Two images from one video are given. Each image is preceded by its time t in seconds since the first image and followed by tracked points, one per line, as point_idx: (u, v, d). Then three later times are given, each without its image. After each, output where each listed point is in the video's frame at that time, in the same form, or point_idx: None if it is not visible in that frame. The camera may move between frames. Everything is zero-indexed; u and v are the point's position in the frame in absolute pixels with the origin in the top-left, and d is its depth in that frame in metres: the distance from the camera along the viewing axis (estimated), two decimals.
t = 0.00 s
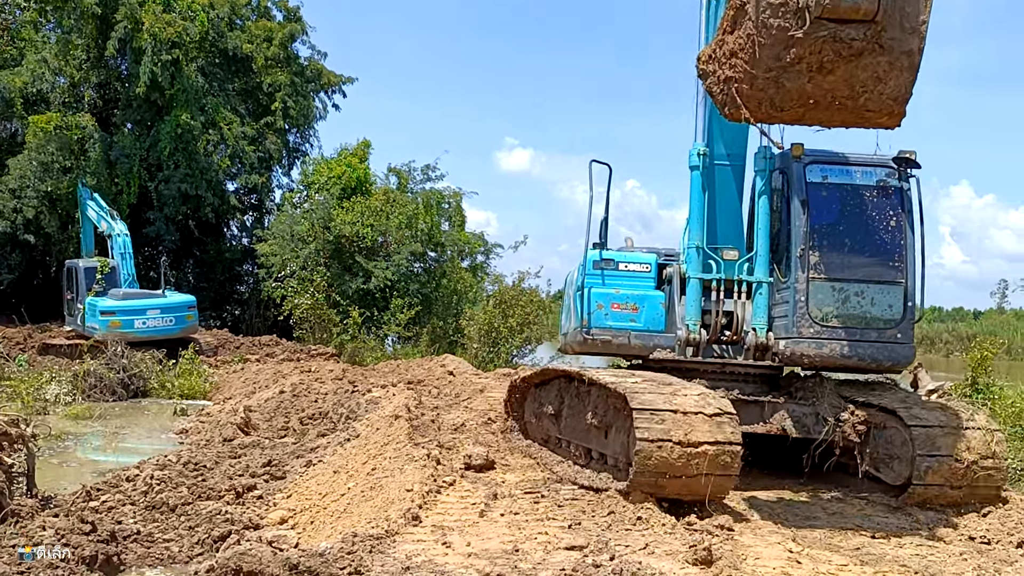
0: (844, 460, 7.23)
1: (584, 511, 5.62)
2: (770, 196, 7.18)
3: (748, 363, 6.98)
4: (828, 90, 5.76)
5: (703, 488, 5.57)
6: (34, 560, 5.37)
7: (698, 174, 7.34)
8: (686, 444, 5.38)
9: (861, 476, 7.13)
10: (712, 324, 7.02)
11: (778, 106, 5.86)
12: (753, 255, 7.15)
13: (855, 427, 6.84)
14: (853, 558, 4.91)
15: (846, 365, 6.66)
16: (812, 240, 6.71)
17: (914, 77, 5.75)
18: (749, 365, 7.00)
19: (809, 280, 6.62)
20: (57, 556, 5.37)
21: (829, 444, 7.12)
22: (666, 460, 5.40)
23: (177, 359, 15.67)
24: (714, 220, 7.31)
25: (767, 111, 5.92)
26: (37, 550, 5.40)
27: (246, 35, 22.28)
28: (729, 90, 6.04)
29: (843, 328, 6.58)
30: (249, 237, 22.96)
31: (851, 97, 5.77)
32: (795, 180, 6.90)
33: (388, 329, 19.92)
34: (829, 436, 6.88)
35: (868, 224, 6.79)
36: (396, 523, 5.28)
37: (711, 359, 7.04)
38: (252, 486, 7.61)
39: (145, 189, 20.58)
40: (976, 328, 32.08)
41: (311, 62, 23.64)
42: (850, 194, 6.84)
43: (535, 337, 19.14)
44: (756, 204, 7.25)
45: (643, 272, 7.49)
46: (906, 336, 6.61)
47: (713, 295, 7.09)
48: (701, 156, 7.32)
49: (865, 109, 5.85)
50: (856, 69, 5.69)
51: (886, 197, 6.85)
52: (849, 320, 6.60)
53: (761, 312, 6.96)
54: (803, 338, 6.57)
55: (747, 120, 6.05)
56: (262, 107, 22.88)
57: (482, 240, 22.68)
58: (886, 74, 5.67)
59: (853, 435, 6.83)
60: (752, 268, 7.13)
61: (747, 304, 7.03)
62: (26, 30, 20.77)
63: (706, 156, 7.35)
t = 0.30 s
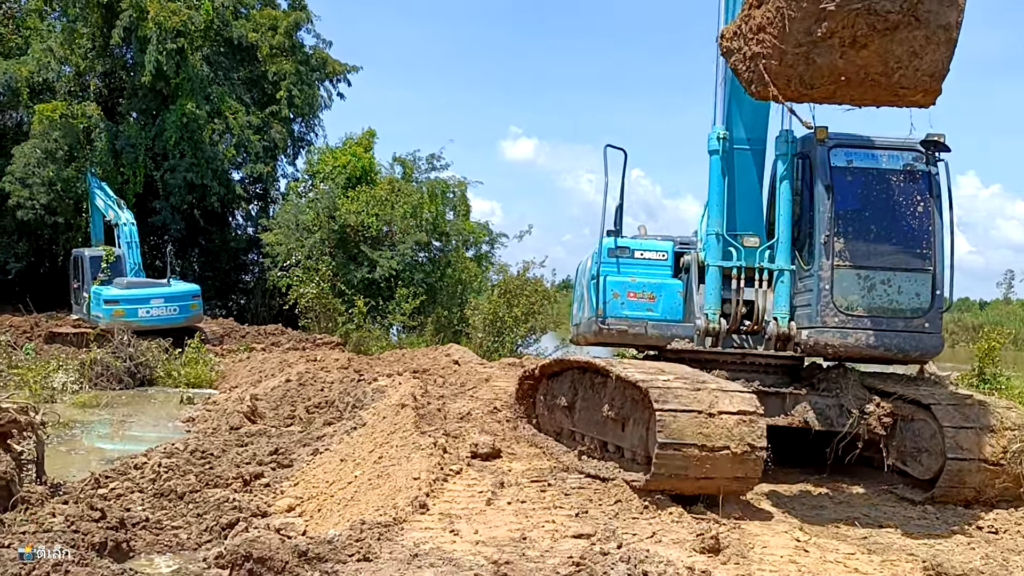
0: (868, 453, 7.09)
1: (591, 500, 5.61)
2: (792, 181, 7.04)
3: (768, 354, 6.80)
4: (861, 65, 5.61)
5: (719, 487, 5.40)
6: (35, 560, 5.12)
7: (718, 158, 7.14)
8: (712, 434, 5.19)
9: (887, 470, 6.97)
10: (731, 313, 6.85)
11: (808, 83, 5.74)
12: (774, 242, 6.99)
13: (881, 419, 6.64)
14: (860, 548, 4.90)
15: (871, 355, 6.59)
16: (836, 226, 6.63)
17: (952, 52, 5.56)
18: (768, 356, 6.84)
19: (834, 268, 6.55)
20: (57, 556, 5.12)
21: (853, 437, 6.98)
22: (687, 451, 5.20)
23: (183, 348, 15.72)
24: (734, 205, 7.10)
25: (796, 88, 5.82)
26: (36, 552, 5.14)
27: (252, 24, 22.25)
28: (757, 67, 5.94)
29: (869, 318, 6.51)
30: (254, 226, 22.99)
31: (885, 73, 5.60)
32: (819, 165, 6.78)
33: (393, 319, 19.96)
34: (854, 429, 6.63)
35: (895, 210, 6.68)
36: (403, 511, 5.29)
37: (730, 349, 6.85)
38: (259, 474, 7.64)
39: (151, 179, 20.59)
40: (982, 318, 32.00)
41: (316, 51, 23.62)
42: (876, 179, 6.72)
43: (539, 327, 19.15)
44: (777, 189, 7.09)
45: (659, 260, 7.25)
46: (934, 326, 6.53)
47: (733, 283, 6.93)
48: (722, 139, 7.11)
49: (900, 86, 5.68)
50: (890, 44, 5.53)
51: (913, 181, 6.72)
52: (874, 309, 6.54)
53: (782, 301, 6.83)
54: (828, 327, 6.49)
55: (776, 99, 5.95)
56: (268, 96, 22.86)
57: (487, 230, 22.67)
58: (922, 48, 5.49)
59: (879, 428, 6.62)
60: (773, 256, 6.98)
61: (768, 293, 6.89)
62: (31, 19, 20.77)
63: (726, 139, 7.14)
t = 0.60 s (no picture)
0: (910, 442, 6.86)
1: (611, 484, 5.62)
2: (830, 159, 6.80)
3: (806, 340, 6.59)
4: (917, 33, 5.13)
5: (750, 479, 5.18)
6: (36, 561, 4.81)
7: (754, 135, 6.91)
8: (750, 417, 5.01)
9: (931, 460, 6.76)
10: (768, 297, 6.67)
11: (858, 53, 5.27)
12: (812, 224, 6.79)
13: (926, 407, 6.39)
14: (884, 533, 4.87)
15: (915, 341, 6.38)
16: (880, 206, 6.42)
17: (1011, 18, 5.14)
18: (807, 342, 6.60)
19: (876, 250, 6.34)
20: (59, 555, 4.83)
21: (895, 427, 6.73)
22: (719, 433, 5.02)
23: (202, 331, 15.83)
24: (769, 184, 6.88)
25: (847, 59, 5.33)
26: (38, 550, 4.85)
27: (269, 7, 22.25)
28: (804, 36, 5.42)
29: (913, 302, 6.30)
30: (272, 210, 23.08)
31: (942, 41, 5.13)
32: (862, 142, 6.57)
33: (411, 303, 20.02)
34: (897, 418, 6.38)
35: (940, 189, 6.49)
36: (425, 494, 5.31)
37: (766, 335, 6.65)
38: (280, 456, 7.71)
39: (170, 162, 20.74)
40: (1003, 305, 31.66)
41: (333, 35, 23.63)
42: (921, 156, 6.53)
43: (557, 312, 19.12)
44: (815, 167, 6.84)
45: (691, 243, 7.17)
46: (981, 310, 6.33)
47: (770, 266, 6.75)
48: (757, 116, 6.86)
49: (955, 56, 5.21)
50: (947, 10, 5.05)
51: (960, 159, 6.54)
52: (919, 292, 6.32)
53: (821, 285, 6.63)
54: (870, 312, 6.29)
55: (824, 71, 5.46)
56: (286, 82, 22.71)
57: (504, 213, 22.62)
58: (983, 14, 5.04)
59: (923, 417, 6.38)
60: (811, 237, 6.79)
61: (806, 276, 6.68)
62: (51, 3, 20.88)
63: (762, 115, 6.89)
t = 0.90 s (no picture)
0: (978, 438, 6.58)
1: (650, 472, 5.56)
2: (893, 138, 6.46)
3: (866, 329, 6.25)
4: None
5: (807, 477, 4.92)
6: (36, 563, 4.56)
7: (811, 114, 6.65)
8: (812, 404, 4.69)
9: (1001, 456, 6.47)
10: (826, 284, 6.41)
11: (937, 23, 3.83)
12: (874, 207, 6.46)
13: (996, 401, 6.09)
14: (932, 526, 4.76)
15: (986, 332, 5.99)
16: (947, 188, 6.06)
17: None
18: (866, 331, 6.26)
19: (944, 234, 5.98)
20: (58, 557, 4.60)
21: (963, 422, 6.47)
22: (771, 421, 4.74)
23: (235, 316, 15.95)
24: (828, 165, 6.62)
25: (926, 29, 3.90)
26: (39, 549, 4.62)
27: None
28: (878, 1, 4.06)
29: (984, 290, 5.91)
30: (303, 195, 23.20)
31: None
32: (928, 119, 6.21)
33: (441, 288, 20.07)
34: (965, 413, 6.07)
35: (1013, 169, 6.11)
36: (463, 481, 5.28)
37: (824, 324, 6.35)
38: (315, 441, 7.74)
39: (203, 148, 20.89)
40: None
41: (364, 20, 23.64)
42: (992, 134, 6.14)
43: (588, 298, 19.02)
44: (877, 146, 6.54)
45: (742, 227, 6.82)
46: None
47: (829, 251, 6.47)
48: (815, 93, 6.61)
49: None
50: None
51: None
52: (990, 280, 5.93)
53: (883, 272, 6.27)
54: (937, 300, 5.92)
55: (902, 43, 4.06)
56: (316, 66, 22.90)
57: (534, 198, 22.51)
58: None
59: (993, 411, 6.08)
60: (872, 221, 6.46)
61: (867, 262, 6.35)
62: None
63: (821, 92, 6.63)
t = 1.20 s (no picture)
0: None
1: (690, 463, 5.46)
2: (963, 117, 6.08)
3: (932, 321, 5.97)
4: None
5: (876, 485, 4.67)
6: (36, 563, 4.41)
7: (875, 91, 6.21)
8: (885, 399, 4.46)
9: None
10: (890, 272, 6.06)
11: None
12: (943, 191, 6.09)
13: None
14: (985, 521, 4.63)
15: None
16: None
17: None
18: (934, 323, 5.98)
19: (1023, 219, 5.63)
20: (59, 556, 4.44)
21: None
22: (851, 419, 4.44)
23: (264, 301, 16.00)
24: (891, 145, 6.18)
25: None
26: (40, 551, 4.44)
27: None
28: None
29: None
30: (330, 180, 23.21)
31: None
32: (1004, 97, 5.84)
33: (467, 274, 20.04)
34: None
35: None
36: (501, 470, 5.21)
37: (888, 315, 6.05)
38: (347, 428, 7.72)
39: (230, 133, 20.91)
40: None
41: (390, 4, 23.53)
42: None
43: (615, 284, 18.89)
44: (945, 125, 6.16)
45: (796, 211, 6.49)
46: None
47: (892, 237, 6.11)
48: (880, 68, 6.17)
49: None
50: None
51: None
52: None
53: (953, 259, 5.96)
54: (1014, 291, 5.57)
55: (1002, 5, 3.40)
56: (342, 51, 22.86)
57: (561, 183, 22.32)
58: None
59: None
60: (941, 206, 6.09)
61: (935, 250, 6.00)
62: None
63: (885, 68, 6.19)
